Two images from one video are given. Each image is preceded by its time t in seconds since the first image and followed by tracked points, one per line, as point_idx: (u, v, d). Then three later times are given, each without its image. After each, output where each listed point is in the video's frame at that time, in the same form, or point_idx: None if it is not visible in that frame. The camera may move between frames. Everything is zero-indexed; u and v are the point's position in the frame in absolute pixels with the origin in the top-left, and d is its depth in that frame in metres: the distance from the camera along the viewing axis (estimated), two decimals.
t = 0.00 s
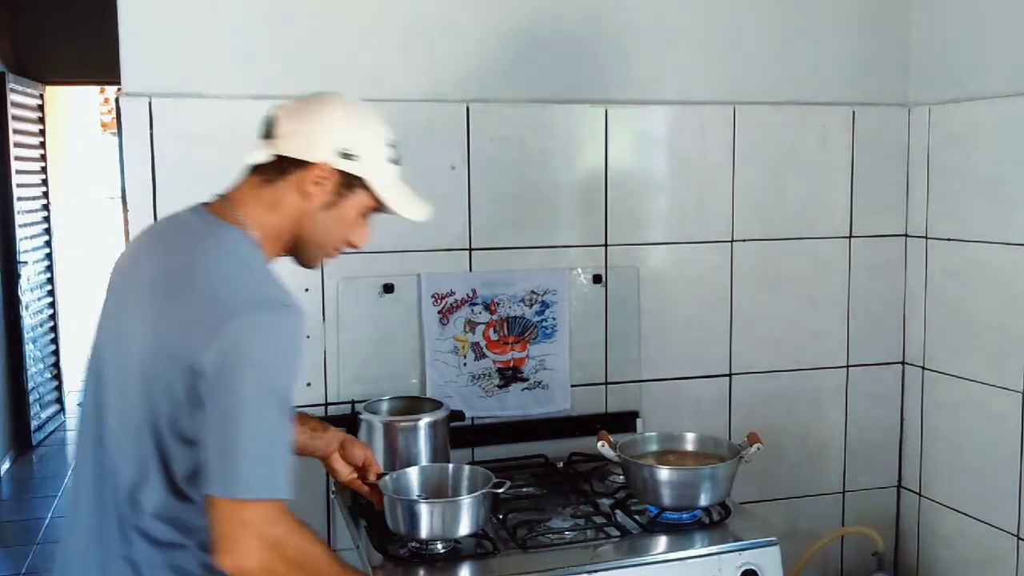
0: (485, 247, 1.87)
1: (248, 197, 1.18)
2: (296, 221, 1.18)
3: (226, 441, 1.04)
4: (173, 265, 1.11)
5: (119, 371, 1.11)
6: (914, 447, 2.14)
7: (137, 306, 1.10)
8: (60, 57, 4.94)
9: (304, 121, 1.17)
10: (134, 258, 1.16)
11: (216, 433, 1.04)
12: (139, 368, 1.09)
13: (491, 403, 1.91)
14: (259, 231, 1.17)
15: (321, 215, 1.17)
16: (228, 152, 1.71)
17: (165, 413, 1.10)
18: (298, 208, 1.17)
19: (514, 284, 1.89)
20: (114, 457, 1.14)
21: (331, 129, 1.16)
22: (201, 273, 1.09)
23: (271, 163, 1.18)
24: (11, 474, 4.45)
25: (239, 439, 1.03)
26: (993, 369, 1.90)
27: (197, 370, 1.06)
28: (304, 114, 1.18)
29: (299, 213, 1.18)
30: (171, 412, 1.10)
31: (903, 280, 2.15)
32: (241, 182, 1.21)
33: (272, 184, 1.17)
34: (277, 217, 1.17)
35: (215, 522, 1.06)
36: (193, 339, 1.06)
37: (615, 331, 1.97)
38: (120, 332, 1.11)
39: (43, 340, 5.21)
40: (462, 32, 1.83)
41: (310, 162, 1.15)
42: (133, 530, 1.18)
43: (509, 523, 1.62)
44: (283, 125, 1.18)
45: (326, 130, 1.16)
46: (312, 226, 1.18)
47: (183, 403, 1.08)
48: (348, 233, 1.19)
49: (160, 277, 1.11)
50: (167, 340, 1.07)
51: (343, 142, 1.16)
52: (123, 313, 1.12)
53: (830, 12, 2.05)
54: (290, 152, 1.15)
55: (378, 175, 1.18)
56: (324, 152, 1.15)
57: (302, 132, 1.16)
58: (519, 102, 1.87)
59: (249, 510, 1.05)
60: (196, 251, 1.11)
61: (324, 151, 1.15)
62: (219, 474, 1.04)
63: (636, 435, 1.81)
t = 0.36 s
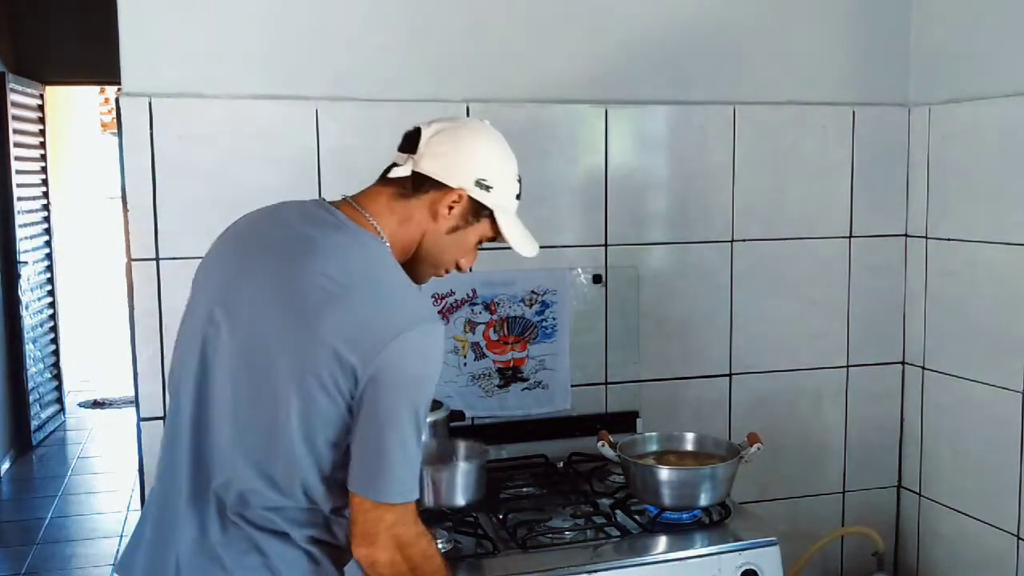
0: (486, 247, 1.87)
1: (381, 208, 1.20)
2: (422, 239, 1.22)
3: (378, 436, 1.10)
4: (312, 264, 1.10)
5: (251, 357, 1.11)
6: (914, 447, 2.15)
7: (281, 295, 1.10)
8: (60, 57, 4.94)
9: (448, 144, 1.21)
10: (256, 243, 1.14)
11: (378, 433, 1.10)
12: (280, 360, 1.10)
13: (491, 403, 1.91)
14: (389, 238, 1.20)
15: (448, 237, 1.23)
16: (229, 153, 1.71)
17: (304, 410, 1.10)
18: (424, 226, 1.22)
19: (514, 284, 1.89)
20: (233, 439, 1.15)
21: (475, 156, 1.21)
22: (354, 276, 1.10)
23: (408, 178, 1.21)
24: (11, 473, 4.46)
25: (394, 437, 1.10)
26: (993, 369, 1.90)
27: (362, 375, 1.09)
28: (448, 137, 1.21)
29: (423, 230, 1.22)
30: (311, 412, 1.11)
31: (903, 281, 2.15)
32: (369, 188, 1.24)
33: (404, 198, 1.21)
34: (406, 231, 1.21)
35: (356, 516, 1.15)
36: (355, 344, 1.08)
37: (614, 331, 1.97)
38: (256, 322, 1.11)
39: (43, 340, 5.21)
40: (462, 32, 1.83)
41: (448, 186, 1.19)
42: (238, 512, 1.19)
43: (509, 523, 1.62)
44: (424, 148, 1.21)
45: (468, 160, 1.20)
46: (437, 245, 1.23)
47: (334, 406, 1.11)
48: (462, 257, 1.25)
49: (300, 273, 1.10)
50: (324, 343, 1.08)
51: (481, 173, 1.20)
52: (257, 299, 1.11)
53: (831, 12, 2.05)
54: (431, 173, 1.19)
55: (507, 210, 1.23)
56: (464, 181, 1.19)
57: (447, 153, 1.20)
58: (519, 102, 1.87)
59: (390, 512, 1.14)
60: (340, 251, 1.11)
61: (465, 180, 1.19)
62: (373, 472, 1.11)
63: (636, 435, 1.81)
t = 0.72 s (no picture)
0: (486, 247, 1.87)
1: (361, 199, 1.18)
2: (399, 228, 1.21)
3: (379, 414, 1.06)
4: (313, 254, 1.09)
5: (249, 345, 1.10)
6: (914, 448, 2.15)
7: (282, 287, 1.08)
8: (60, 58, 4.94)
9: (421, 135, 1.18)
10: (254, 237, 1.13)
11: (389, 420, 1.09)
12: (283, 351, 1.08)
13: (491, 403, 1.91)
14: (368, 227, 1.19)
15: (422, 223, 1.22)
16: (229, 153, 1.72)
17: (308, 393, 1.09)
18: (401, 214, 1.20)
19: (514, 284, 1.89)
20: (235, 437, 1.13)
21: (447, 145, 1.19)
22: (354, 263, 1.09)
23: (386, 169, 1.18)
24: (11, 473, 4.45)
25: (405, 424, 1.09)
26: (993, 369, 1.90)
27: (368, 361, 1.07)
28: (420, 127, 1.19)
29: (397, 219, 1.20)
30: (320, 400, 1.10)
31: (903, 281, 2.15)
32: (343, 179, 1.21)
33: (383, 188, 1.18)
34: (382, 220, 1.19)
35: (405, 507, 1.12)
36: (360, 330, 1.06)
37: (614, 331, 1.97)
38: (257, 315, 1.09)
39: (43, 340, 5.21)
40: (462, 32, 1.83)
41: (426, 176, 1.18)
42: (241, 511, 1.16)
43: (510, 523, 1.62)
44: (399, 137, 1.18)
45: (442, 150, 1.18)
46: (411, 232, 1.22)
47: (339, 395, 1.09)
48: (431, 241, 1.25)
49: (300, 263, 1.09)
50: (327, 331, 1.07)
51: (455, 162, 1.19)
52: (255, 286, 1.10)
53: (831, 12, 2.05)
54: (410, 165, 1.17)
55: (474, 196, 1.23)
56: (438, 171, 1.18)
57: (421, 144, 1.17)
58: (520, 102, 1.87)
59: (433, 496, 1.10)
60: (338, 241, 1.11)
61: (440, 169, 1.18)
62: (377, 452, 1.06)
63: (636, 435, 1.82)
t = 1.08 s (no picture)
0: (486, 247, 1.87)
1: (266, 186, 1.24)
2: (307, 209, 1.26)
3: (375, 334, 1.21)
4: (268, 230, 1.17)
5: (218, 327, 1.13)
6: (914, 448, 2.15)
7: (248, 264, 1.14)
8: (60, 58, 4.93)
9: (306, 118, 1.25)
10: (198, 234, 1.17)
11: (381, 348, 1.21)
12: (262, 324, 1.14)
13: (491, 403, 1.91)
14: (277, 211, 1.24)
15: (326, 202, 1.28)
16: (230, 153, 1.72)
17: (287, 351, 1.16)
18: (308, 196, 1.26)
19: (514, 284, 1.89)
20: (219, 428, 1.14)
21: (331, 125, 1.26)
22: (311, 226, 1.18)
23: (282, 154, 1.24)
24: (11, 473, 4.45)
25: (396, 351, 1.22)
26: (993, 369, 1.90)
27: (348, 305, 1.18)
28: (303, 112, 1.26)
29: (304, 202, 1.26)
30: (297, 358, 1.17)
31: (903, 281, 2.15)
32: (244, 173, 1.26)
33: (284, 172, 1.24)
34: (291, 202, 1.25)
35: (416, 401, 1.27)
36: (334, 279, 1.17)
37: (614, 331, 1.97)
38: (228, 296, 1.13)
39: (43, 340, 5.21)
40: (462, 32, 1.83)
41: (321, 155, 1.25)
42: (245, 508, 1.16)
43: (510, 523, 1.62)
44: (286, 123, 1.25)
45: (328, 129, 1.25)
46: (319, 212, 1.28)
47: (322, 347, 1.18)
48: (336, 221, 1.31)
49: (259, 238, 1.16)
50: (295, 287, 1.15)
51: (342, 139, 1.27)
52: (212, 271, 1.14)
53: (831, 12, 2.05)
54: (303, 146, 1.24)
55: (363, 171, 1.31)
56: (330, 149, 1.25)
57: (309, 126, 1.24)
58: (520, 102, 1.87)
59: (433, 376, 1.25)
60: (282, 210, 1.19)
61: (331, 146, 1.25)
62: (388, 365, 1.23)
63: (636, 435, 1.81)
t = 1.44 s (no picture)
0: (486, 247, 1.87)
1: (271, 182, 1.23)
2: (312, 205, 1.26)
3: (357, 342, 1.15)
4: (259, 229, 1.15)
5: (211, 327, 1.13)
6: (914, 448, 2.15)
7: (238, 266, 1.13)
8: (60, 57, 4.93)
9: (312, 113, 1.24)
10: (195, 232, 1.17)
11: (360, 357, 1.15)
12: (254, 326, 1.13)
13: (491, 403, 1.91)
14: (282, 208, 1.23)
15: (332, 198, 1.27)
16: (231, 153, 1.72)
17: (277, 353, 1.15)
18: (312, 192, 1.25)
19: (514, 284, 1.89)
20: (215, 428, 1.15)
21: (337, 120, 1.25)
22: (293, 226, 1.15)
23: (287, 151, 1.23)
24: (11, 473, 4.45)
25: (372, 362, 1.14)
26: (993, 369, 1.90)
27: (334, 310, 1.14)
28: (309, 107, 1.24)
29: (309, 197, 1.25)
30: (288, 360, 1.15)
31: (904, 281, 2.15)
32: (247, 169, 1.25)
33: (289, 169, 1.23)
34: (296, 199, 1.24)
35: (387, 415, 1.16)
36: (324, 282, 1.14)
37: (614, 331, 1.97)
38: (215, 301, 1.13)
39: (43, 340, 5.21)
40: (462, 32, 1.83)
41: (326, 151, 1.24)
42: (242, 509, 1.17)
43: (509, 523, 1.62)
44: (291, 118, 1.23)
45: (334, 124, 1.24)
46: (324, 208, 1.27)
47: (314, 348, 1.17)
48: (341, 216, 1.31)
49: (251, 237, 1.14)
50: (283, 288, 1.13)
51: (348, 135, 1.25)
52: (204, 271, 1.14)
53: (831, 12, 2.05)
54: (309, 143, 1.23)
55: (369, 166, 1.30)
56: (337, 145, 1.24)
57: (315, 122, 1.23)
58: (520, 102, 1.87)
59: (407, 389, 1.15)
60: (276, 209, 1.17)
61: (338, 143, 1.24)
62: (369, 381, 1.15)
63: (636, 435, 1.81)
